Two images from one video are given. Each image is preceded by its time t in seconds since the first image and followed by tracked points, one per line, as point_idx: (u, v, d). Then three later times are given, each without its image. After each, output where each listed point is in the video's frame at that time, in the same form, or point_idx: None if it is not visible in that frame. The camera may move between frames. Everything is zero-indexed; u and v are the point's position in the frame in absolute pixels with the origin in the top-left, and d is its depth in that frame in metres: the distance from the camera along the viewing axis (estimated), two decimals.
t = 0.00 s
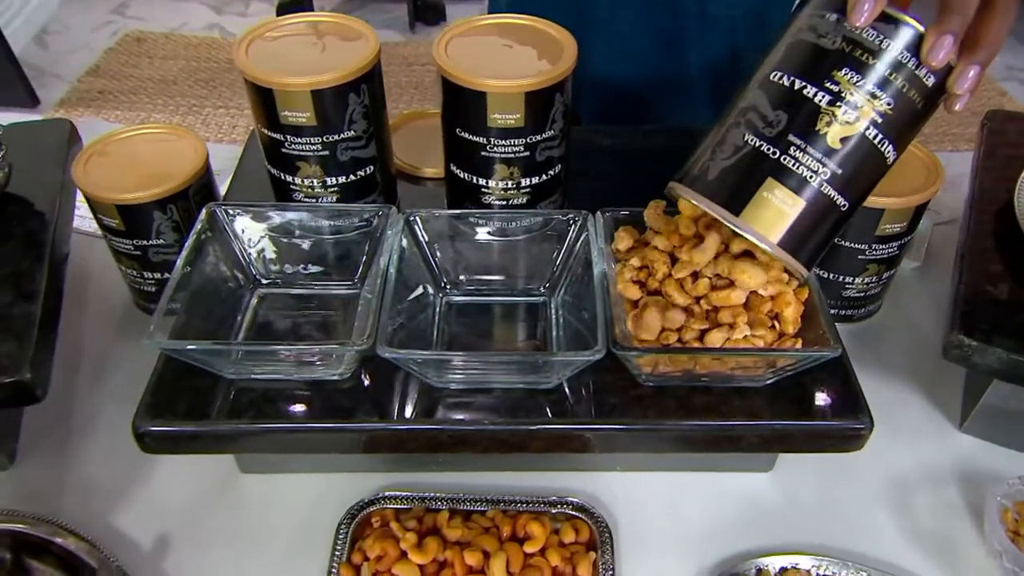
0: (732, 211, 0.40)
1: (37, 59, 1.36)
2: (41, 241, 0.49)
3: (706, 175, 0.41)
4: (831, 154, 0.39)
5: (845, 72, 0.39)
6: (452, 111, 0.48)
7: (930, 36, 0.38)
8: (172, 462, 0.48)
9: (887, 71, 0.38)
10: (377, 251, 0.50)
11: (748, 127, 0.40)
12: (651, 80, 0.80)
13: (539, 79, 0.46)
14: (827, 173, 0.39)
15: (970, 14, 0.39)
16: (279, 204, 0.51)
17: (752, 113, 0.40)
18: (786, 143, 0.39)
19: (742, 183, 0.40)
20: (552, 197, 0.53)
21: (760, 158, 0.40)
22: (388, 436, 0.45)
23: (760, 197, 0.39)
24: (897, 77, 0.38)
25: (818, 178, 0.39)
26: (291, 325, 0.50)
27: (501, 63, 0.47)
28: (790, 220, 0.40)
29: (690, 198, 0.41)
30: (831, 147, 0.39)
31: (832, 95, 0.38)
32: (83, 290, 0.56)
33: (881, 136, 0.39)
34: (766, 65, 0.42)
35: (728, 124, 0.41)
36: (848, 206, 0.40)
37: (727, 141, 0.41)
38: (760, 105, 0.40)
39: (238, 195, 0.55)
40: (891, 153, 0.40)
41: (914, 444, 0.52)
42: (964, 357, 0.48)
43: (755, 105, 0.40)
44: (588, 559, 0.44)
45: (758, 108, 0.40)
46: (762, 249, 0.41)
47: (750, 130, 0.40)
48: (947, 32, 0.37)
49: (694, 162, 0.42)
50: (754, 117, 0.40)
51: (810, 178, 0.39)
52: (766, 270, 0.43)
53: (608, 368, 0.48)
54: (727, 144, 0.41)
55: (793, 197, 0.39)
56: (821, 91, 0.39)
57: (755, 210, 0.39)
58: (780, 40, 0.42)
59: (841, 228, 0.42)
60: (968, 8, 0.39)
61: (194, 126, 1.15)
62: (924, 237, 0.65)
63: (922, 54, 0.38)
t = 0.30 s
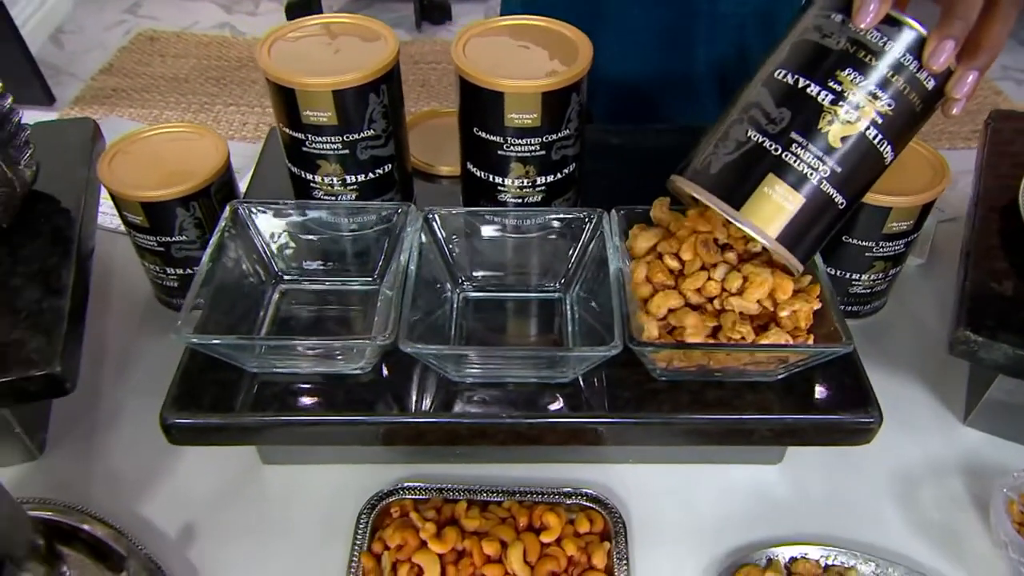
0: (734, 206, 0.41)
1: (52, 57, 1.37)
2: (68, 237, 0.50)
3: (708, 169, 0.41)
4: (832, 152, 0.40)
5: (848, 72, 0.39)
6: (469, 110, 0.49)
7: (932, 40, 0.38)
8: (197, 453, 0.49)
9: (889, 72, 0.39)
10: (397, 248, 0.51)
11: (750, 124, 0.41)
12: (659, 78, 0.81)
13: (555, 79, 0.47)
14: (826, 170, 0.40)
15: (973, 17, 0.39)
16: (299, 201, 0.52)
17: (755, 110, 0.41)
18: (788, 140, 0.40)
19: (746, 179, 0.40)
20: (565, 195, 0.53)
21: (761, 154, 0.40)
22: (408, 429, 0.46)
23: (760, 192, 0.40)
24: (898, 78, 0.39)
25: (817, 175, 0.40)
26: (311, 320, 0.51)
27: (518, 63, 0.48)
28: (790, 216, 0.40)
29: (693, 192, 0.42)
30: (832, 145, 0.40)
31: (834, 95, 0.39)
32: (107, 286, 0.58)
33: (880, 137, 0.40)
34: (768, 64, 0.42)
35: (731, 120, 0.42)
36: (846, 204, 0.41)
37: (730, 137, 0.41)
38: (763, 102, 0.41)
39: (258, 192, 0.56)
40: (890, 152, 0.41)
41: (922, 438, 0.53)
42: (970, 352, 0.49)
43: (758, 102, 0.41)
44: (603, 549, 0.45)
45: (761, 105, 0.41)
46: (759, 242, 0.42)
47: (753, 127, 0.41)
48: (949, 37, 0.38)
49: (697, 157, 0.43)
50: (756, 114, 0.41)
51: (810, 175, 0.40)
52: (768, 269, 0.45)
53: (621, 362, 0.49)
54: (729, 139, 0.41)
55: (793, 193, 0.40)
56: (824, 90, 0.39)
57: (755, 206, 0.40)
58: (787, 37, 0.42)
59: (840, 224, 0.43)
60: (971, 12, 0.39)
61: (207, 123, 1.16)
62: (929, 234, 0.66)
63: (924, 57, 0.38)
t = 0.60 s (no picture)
0: (755, 199, 0.41)
1: (66, 56, 1.39)
2: (93, 234, 0.51)
3: (730, 163, 0.42)
4: (854, 146, 0.40)
5: (870, 68, 0.40)
6: (486, 110, 0.50)
7: (955, 36, 0.39)
8: (220, 445, 0.51)
9: (911, 68, 0.39)
10: (416, 246, 0.52)
11: (772, 118, 0.41)
12: (666, 78, 0.82)
13: (571, 80, 0.47)
14: (846, 164, 0.41)
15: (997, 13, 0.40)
16: (318, 199, 0.53)
17: (777, 105, 0.42)
18: (811, 135, 0.40)
19: (766, 173, 0.41)
20: (578, 193, 0.55)
21: (783, 147, 0.41)
22: (426, 422, 0.47)
23: (782, 184, 0.41)
24: (919, 74, 0.40)
25: (837, 168, 0.41)
26: (329, 317, 0.52)
27: (534, 65, 0.49)
28: (810, 210, 0.41)
29: (714, 184, 0.42)
30: (853, 140, 0.40)
31: (857, 90, 0.40)
32: (129, 283, 0.59)
33: (901, 132, 0.41)
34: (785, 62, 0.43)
35: (753, 114, 0.43)
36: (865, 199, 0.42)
37: (752, 131, 0.42)
38: (784, 97, 0.41)
39: (276, 191, 0.57)
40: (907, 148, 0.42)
41: (927, 432, 0.54)
42: (976, 348, 0.50)
43: (779, 96, 0.42)
44: (617, 539, 0.47)
45: (782, 99, 0.42)
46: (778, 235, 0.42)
47: (775, 121, 0.41)
48: (972, 33, 0.39)
49: (718, 150, 0.43)
50: (778, 109, 0.41)
51: (831, 170, 0.40)
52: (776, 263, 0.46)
53: (634, 357, 0.50)
54: (751, 134, 0.42)
55: (814, 187, 0.41)
56: (847, 85, 0.40)
57: (777, 197, 0.41)
58: (807, 36, 0.43)
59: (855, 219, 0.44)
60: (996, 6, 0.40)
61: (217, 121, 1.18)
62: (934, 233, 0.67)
63: (946, 53, 0.39)
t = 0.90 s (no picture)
0: (757, 189, 0.42)
1: (77, 52, 1.40)
2: (113, 230, 0.52)
3: (733, 155, 0.42)
4: (855, 138, 0.41)
5: (872, 60, 0.40)
6: (500, 109, 0.51)
7: (956, 28, 0.40)
8: (239, 437, 0.52)
9: (913, 60, 0.40)
10: (432, 242, 0.53)
11: (774, 110, 0.42)
12: (673, 76, 0.82)
13: (583, 79, 0.48)
14: (848, 156, 0.41)
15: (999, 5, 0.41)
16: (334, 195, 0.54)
17: (779, 97, 0.42)
18: (813, 127, 0.41)
19: (768, 165, 0.41)
20: (590, 190, 0.55)
21: (784, 139, 0.41)
22: (441, 415, 0.48)
23: (784, 175, 0.41)
24: (921, 66, 0.40)
25: (839, 160, 0.41)
26: (343, 311, 0.53)
27: (548, 64, 0.50)
28: (812, 201, 0.41)
29: (716, 176, 0.43)
30: (855, 131, 0.41)
31: (858, 82, 0.40)
32: (148, 279, 0.60)
33: (902, 123, 0.41)
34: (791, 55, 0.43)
35: (755, 106, 0.43)
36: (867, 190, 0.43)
37: (754, 123, 0.43)
38: (787, 89, 0.42)
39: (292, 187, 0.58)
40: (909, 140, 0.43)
41: (932, 426, 0.55)
42: (980, 343, 0.51)
43: (782, 89, 0.42)
44: (628, 530, 0.48)
45: (785, 92, 0.42)
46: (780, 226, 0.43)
47: (777, 113, 0.42)
48: (973, 25, 0.39)
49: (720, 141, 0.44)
50: (780, 101, 0.42)
51: (834, 161, 0.41)
52: (796, 268, 0.46)
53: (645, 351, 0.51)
54: (753, 126, 0.42)
55: (816, 178, 0.41)
56: (849, 77, 0.41)
57: (779, 188, 0.41)
58: (810, 26, 0.43)
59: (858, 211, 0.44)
60: None
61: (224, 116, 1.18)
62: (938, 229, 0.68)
63: (947, 45, 0.40)
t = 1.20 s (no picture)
0: (763, 192, 0.43)
1: (87, 50, 1.41)
2: (131, 228, 0.53)
3: (736, 163, 0.43)
4: (854, 146, 0.42)
5: (870, 70, 0.41)
6: (511, 109, 0.52)
7: (951, 38, 0.40)
8: (256, 431, 0.53)
9: (909, 69, 0.41)
10: (446, 240, 0.54)
11: (775, 119, 0.43)
12: (677, 75, 0.83)
13: (594, 80, 0.49)
14: (846, 163, 0.42)
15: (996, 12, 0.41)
16: (349, 194, 0.55)
17: (780, 105, 0.43)
18: (813, 135, 0.42)
19: (770, 173, 0.43)
20: (598, 189, 0.56)
21: (785, 147, 0.42)
22: (453, 410, 0.49)
23: (785, 183, 0.42)
24: (917, 74, 0.41)
25: (839, 168, 0.42)
26: (358, 308, 0.54)
27: (559, 66, 0.51)
28: (812, 207, 0.43)
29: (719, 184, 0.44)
30: (854, 139, 0.42)
31: (857, 91, 0.41)
32: (164, 275, 0.61)
33: (899, 130, 0.42)
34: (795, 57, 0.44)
35: (756, 115, 0.44)
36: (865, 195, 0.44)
37: (756, 131, 0.43)
38: (787, 98, 0.43)
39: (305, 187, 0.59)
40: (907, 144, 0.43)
41: (934, 421, 0.56)
42: (982, 340, 0.52)
43: (782, 98, 0.43)
44: (637, 522, 0.49)
45: (785, 101, 0.43)
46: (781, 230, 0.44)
47: (778, 122, 0.43)
48: (969, 35, 0.40)
49: (724, 147, 0.45)
50: (781, 110, 0.43)
51: (834, 169, 0.42)
52: (803, 268, 0.48)
53: (654, 348, 0.52)
54: (754, 134, 0.43)
55: (817, 185, 0.42)
56: (847, 86, 0.41)
57: (782, 195, 0.42)
58: (811, 31, 0.44)
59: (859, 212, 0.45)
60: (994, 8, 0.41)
61: (232, 113, 1.20)
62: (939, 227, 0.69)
63: (943, 54, 0.41)
